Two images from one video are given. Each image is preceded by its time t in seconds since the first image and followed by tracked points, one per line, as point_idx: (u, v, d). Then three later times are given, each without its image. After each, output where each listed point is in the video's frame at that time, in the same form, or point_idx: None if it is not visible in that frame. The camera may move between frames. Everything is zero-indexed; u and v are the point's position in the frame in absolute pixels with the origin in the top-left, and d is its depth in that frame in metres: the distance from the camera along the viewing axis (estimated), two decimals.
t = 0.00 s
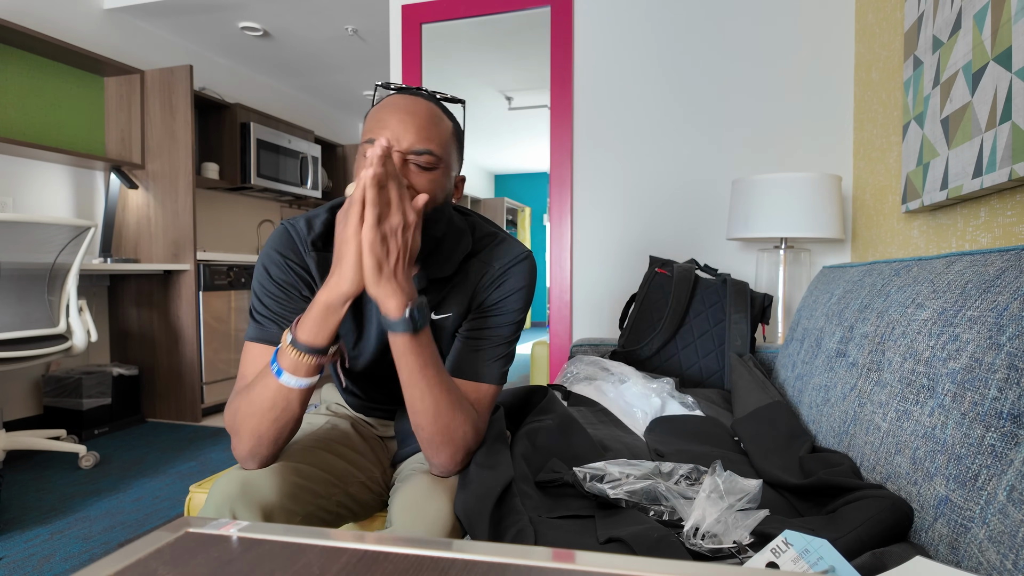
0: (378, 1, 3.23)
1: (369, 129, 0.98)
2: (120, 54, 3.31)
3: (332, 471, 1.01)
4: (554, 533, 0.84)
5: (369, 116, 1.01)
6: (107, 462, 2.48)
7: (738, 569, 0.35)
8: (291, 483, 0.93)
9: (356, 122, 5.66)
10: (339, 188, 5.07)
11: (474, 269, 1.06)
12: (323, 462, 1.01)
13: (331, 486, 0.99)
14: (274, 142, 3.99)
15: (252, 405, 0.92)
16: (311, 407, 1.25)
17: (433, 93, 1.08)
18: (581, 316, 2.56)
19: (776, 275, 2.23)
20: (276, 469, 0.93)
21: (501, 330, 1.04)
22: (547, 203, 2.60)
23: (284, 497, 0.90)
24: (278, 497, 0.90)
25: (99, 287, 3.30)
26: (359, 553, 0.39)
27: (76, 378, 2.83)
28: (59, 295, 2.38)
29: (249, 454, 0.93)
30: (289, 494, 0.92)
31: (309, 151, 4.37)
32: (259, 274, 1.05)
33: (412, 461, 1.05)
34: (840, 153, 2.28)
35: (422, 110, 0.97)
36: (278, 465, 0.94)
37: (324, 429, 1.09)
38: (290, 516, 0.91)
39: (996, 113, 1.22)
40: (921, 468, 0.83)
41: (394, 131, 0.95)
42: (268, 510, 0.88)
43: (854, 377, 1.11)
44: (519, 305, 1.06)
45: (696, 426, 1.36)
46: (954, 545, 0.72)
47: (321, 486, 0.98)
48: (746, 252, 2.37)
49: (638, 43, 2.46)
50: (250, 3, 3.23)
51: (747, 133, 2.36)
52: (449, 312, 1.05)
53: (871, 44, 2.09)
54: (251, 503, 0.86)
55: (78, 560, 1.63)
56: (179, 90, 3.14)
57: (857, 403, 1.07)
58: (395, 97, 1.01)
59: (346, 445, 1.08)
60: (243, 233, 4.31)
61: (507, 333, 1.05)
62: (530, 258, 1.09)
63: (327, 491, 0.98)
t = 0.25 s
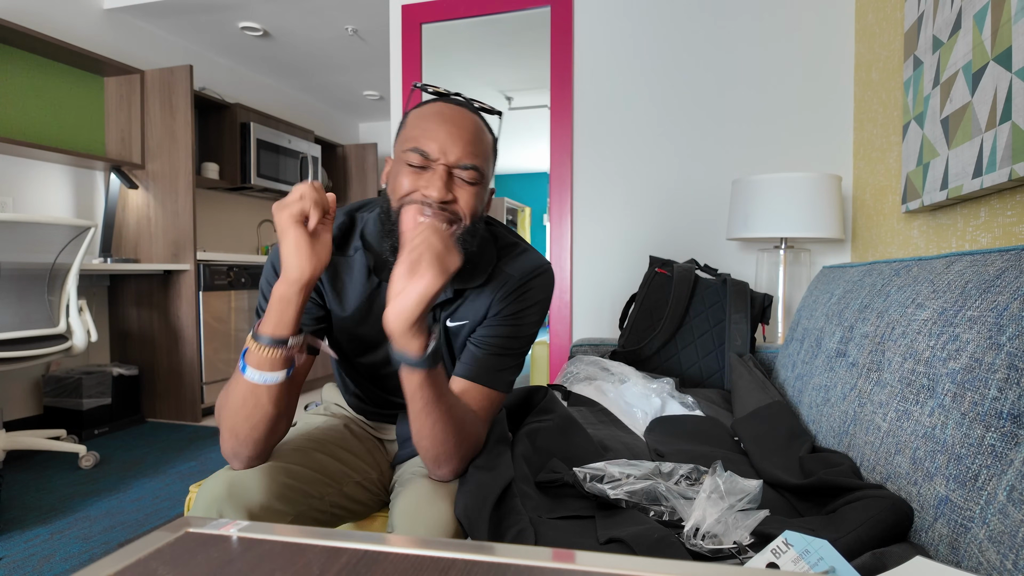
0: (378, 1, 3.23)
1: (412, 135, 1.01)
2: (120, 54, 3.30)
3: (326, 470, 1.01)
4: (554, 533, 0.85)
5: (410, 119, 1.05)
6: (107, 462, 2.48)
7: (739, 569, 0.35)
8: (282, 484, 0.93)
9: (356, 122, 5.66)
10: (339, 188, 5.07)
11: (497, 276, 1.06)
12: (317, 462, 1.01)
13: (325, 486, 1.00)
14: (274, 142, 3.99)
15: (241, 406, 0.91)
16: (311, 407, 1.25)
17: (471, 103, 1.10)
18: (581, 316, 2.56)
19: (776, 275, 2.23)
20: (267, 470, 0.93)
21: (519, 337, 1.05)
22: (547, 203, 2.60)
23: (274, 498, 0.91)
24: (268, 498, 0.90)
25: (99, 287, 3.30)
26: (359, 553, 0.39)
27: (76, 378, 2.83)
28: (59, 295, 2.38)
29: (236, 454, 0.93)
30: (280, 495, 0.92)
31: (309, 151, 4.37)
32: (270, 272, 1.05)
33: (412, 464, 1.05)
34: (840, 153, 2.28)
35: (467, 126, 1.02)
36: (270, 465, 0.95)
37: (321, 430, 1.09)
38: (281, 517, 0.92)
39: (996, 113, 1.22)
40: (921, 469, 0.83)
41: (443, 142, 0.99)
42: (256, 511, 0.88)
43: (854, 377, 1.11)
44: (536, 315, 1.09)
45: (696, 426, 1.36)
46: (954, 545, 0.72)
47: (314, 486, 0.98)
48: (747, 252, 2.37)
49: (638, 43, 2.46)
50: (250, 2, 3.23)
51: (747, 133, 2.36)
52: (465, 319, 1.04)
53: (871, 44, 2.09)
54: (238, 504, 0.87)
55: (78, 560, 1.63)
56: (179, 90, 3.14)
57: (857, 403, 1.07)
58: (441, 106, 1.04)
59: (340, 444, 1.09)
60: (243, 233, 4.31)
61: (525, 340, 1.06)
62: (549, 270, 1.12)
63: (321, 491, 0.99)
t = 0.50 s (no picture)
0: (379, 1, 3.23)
1: (450, 148, 0.98)
2: (120, 54, 3.30)
3: (330, 470, 1.01)
4: (555, 534, 0.85)
5: (448, 128, 1.01)
6: (107, 462, 2.48)
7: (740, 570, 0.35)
8: (288, 484, 0.93)
9: (356, 122, 5.66)
10: (339, 188, 5.07)
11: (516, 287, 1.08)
12: (320, 462, 1.01)
13: (328, 486, 1.00)
14: (274, 142, 3.99)
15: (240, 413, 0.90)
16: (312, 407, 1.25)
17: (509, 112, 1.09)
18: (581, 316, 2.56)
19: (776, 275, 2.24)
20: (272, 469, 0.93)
21: (529, 347, 1.05)
22: (547, 203, 2.60)
23: (280, 498, 0.91)
24: (274, 498, 0.90)
25: (99, 287, 3.30)
26: (359, 553, 0.39)
27: (76, 378, 2.83)
28: (59, 295, 2.38)
29: (243, 456, 0.92)
30: (285, 495, 0.92)
31: (309, 151, 4.37)
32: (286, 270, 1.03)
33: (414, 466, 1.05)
34: (840, 153, 2.28)
35: (508, 143, 0.98)
36: (276, 464, 0.94)
37: (323, 429, 1.09)
38: (284, 517, 0.91)
39: (996, 113, 1.22)
40: (921, 469, 0.83)
41: (484, 161, 0.96)
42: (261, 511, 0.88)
43: (854, 377, 1.11)
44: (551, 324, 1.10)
45: (696, 426, 1.36)
46: (954, 545, 0.72)
47: (318, 487, 0.98)
48: (747, 253, 2.37)
49: (638, 42, 2.46)
50: (250, 3, 3.23)
51: (747, 133, 2.36)
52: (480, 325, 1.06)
53: (871, 44, 2.09)
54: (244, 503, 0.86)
55: (78, 560, 1.63)
56: (179, 90, 3.14)
57: (857, 403, 1.07)
58: (482, 117, 1.00)
59: (344, 443, 1.09)
60: (243, 233, 4.31)
61: (537, 348, 1.07)
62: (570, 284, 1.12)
63: (325, 492, 0.99)
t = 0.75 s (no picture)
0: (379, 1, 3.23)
1: (514, 204, 0.84)
2: (120, 54, 3.30)
3: (334, 470, 1.01)
4: (555, 534, 0.84)
5: (503, 176, 0.86)
6: (106, 463, 2.48)
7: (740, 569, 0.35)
8: (291, 484, 0.93)
9: (356, 122, 5.66)
10: (339, 188, 5.07)
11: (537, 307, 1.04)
12: (324, 461, 1.01)
13: (331, 486, 1.00)
14: (274, 142, 3.99)
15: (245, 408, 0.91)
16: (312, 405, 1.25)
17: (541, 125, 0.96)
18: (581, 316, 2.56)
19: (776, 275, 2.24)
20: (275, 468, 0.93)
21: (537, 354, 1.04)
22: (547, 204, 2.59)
23: (283, 498, 0.91)
24: (278, 499, 0.90)
25: (99, 287, 3.30)
26: (359, 553, 0.39)
27: (76, 378, 2.83)
28: (59, 295, 2.38)
29: (245, 454, 0.92)
30: (289, 495, 0.92)
31: (309, 151, 4.37)
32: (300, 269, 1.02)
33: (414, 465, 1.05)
34: (840, 152, 2.28)
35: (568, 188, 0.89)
36: (280, 463, 0.94)
37: (325, 428, 1.09)
38: (287, 516, 0.91)
39: (996, 113, 1.22)
40: (921, 468, 0.83)
41: (554, 219, 0.86)
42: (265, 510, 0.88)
43: (854, 377, 1.11)
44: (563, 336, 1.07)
45: (696, 426, 1.36)
46: (954, 545, 0.72)
47: (321, 486, 0.98)
48: (747, 253, 2.38)
49: (638, 42, 2.46)
50: (250, 3, 3.23)
51: (747, 132, 2.36)
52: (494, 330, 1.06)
53: (871, 44, 2.09)
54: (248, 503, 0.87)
55: (78, 560, 1.63)
56: (179, 90, 3.14)
57: (857, 403, 1.07)
58: (539, 160, 0.87)
59: (346, 442, 1.09)
60: (243, 233, 4.31)
61: (544, 357, 1.05)
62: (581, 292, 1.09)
63: (328, 492, 0.99)
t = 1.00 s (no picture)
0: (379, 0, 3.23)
1: (546, 235, 0.88)
2: (120, 54, 3.30)
3: (334, 470, 1.01)
4: (556, 534, 0.84)
5: (535, 209, 0.88)
6: (106, 463, 2.48)
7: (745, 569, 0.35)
8: (291, 484, 0.93)
9: (356, 122, 5.66)
10: (339, 188, 5.07)
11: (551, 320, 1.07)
12: (325, 461, 1.01)
13: (332, 486, 1.00)
14: (274, 142, 3.99)
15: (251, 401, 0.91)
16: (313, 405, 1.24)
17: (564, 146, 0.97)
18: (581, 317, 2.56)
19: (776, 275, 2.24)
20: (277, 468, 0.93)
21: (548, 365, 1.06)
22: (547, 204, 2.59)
23: (283, 498, 0.91)
24: (277, 499, 0.90)
25: (99, 287, 3.30)
26: (361, 553, 0.39)
27: (76, 378, 2.83)
28: (59, 295, 2.38)
29: (247, 455, 0.91)
30: (289, 495, 0.92)
31: (309, 151, 4.37)
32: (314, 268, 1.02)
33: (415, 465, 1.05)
34: (841, 152, 2.28)
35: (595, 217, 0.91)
36: (280, 463, 0.94)
37: (325, 428, 1.09)
38: (287, 517, 0.91)
39: (996, 113, 1.22)
40: (921, 468, 0.83)
41: (582, 252, 0.90)
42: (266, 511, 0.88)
43: (854, 377, 1.11)
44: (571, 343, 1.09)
45: (697, 426, 1.36)
46: (954, 545, 0.72)
47: (323, 487, 0.98)
48: (747, 253, 2.38)
49: (638, 43, 2.46)
50: (250, 3, 3.23)
51: (747, 133, 2.36)
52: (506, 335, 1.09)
53: (871, 44, 2.09)
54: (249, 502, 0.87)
55: (78, 560, 1.63)
56: (179, 90, 3.14)
57: (857, 403, 1.07)
58: (567, 189, 0.89)
59: (347, 441, 1.08)
60: (243, 233, 4.31)
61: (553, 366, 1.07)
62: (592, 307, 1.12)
63: (328, 491, 0.99)
